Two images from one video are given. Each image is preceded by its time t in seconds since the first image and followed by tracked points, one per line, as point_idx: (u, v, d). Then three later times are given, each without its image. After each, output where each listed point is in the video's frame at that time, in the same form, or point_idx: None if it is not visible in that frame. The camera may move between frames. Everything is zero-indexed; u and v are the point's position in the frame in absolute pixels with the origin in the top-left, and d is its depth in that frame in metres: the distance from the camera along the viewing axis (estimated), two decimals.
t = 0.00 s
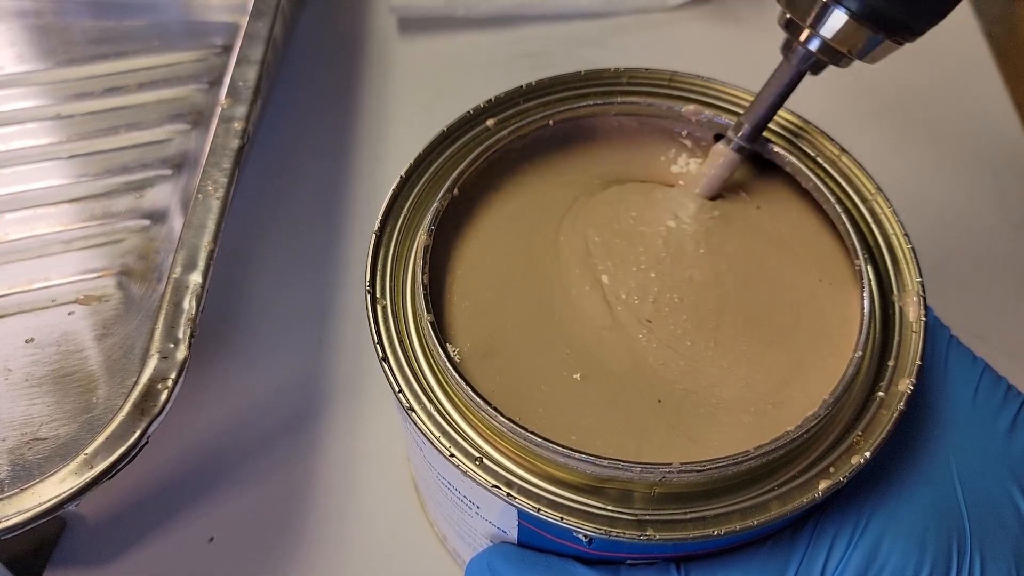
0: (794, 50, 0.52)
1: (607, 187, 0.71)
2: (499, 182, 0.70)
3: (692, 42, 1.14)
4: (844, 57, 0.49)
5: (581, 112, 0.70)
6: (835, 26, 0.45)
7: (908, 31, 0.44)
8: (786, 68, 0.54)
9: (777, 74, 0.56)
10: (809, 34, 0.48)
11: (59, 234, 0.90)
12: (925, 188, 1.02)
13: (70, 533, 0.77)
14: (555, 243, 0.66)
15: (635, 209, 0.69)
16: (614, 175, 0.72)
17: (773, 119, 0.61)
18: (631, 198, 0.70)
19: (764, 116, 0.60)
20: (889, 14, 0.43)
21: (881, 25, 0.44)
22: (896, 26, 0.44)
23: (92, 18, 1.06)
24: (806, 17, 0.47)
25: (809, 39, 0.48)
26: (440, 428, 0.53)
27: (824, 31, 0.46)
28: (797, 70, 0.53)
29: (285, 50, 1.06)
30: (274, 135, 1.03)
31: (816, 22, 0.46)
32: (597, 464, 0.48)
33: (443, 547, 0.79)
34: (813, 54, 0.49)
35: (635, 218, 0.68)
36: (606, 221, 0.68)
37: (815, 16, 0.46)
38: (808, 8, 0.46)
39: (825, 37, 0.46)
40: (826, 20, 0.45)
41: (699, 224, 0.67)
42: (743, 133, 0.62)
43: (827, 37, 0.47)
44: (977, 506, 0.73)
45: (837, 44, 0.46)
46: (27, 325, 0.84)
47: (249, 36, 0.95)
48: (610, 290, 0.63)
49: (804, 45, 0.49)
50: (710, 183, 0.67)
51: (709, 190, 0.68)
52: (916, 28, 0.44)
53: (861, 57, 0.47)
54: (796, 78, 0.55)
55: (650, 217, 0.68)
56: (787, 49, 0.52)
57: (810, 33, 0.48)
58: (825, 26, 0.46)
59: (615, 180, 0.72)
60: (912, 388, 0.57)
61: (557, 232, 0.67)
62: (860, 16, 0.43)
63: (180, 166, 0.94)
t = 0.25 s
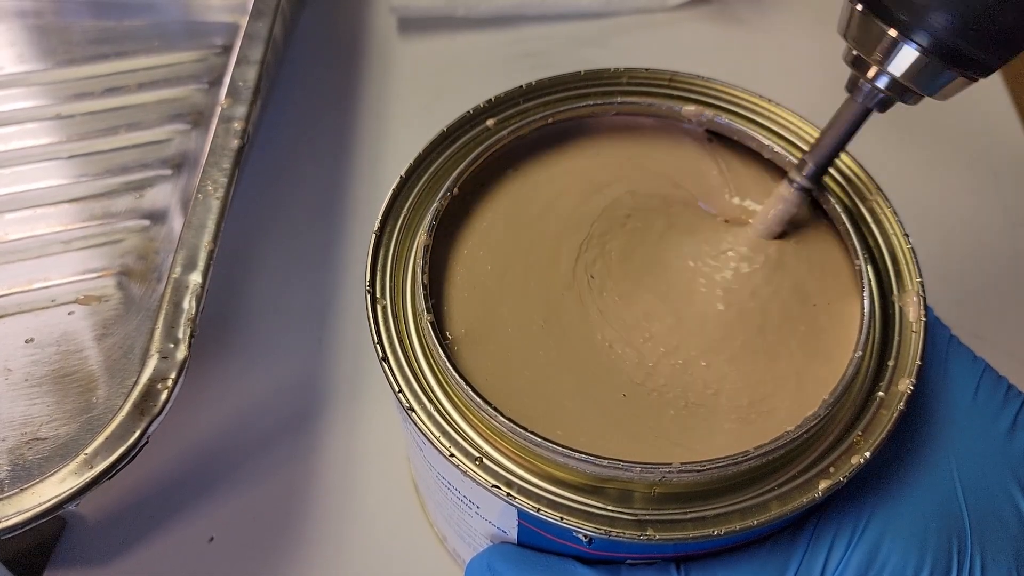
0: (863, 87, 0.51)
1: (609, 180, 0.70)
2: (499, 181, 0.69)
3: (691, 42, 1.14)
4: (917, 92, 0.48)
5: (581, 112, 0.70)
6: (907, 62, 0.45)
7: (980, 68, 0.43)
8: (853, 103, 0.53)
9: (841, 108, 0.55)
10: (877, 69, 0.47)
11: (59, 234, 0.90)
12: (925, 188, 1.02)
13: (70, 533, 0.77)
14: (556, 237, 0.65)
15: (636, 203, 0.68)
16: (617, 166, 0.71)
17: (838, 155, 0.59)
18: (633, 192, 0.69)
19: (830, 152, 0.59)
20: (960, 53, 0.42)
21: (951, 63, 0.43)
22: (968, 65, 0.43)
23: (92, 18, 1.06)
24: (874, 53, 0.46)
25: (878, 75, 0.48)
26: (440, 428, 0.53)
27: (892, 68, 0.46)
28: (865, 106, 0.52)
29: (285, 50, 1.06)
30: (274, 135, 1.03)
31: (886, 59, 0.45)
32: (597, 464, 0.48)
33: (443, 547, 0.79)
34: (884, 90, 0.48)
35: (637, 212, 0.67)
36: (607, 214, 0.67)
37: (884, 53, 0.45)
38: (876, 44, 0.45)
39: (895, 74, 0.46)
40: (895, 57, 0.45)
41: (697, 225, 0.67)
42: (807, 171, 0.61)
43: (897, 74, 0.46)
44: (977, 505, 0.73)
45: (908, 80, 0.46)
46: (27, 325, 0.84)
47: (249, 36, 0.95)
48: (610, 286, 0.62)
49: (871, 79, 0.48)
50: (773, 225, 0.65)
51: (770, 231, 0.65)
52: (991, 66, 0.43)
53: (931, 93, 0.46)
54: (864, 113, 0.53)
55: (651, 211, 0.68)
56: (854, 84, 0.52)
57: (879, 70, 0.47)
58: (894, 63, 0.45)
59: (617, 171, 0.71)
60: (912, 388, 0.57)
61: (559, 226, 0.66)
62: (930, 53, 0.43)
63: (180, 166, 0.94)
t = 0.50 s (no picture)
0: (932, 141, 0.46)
1: (610, 177, 0.70)
2: (499, 179, 0.69)
3: (691, 42, 1.14)
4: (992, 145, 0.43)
5: (581, 112, 0.70)
6: (977, 107, 0.41)
7: None
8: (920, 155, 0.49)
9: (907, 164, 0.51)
10: (944, 117, 0.43)
11: (59, 234, 0.90)
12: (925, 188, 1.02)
13: (70, 532, 0.77)
14: (557, 237, 0.66)
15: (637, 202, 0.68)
16: (618, 162, 0.71)
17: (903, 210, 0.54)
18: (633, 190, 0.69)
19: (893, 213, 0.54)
20: None
21: None
22: None
23: (93, 18, 1.06)
24: (940, 99, 0.42)
25: (946, 126, 0.44)
26: (441, 428, 0.53)
27: (961, 115, 0.42)
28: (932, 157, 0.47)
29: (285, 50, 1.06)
30: (274, 135, 1.03)
31: (955, 104, 0.42)
32: (597, 464, 0.48)
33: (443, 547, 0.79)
34: (953, 143, 0.44)
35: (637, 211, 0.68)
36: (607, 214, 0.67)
37: (953, 97, 0.42)
38: (942, 89, 0.42)
39: (965, 121, 0.42)
40: (964, 102, 0.41)
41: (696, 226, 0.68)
42: (870, 227, 0.55)
43: (968, 121, 0.42)
44: (977, 505, 0.73)
45: (980, 128, 0.42)
46: (27, 325, 0.84)
47: (249, 36, 0.95)
48: (611, 286, 0.62)
49: (940, 131, 0.44)
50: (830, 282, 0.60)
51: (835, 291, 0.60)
52: None
53: (1005, 142, 0.42)
54: (933, 162, 0.49)
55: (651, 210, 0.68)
56: (919, 134, 0.47)
57: (947, 118, 0.43)
58: (963, 109, 0.41)
59: (619, 168, 0.70)
60: (912, 388, 0.57)
61: (559, 225, 0.66)
62: (1004, 96, 0.39)
63: (180, 166, 0.94)
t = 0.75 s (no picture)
0: (913, 141, 0.47)
1: (611, 177, 0.70)
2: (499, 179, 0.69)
3: (691, 42, 1.14)
4: (974, 143, 0.44)
5: (581, 112, 0.70)
6: (958, 110, 0.41)
7: None
8: (903, 158, 0.49)
9: (891, 166, 0.51)
10: (927, 119, 0.44)
11: (59, 234, 0.90)
12: (925, 188, 1.02)
13: (69, 532, 0.77)
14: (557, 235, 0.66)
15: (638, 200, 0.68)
16: (619, 160, 0.71)
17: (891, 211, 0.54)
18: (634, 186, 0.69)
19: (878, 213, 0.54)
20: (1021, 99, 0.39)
21: (1010, 110, 0.40)
22: None
23: (93, 18, 1.06)
24: (923, 102, 0.43)
25: (928, 127, 0.44)
26: (440, 428, 0.53)
27: (944, 117, 0.42)
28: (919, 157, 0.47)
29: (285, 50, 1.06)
30: (274, 135, 1.03)
31: (937, 107, 0.42)
32: (597, 463, 0.48)
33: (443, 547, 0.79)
34: (935, 142, 0.45)
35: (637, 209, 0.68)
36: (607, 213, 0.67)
37: (935, 100, 0.42)
38: (924, 92, 0.43)
39: (947, 122, 0.42)
40: (946, 104, 0.42)
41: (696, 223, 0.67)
42: (858, 228, 0.55)
43: (949, 123, 0.43)
44: (978, 506, 0.73)
45: (961, 129, 0.42)
46: (27, 324, 0.84)
47: (249, 36, 0.95)
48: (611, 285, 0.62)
49: (923, 133, 0.45)
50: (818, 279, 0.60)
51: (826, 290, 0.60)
52: None
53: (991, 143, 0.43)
54: (919, 163, 0.49)
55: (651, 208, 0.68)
56: (906, 135, 0.47)
57: (929, 120, 0.44)
58: (946, 110, 0.42)
59: (618, 166, 0.70)
60: (912, 388, 0.57)
61: (560, 224, 0.66)
62: (985, 100, 0.40)
63: (180, 166, 0.94)
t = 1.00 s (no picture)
0: (859, 61, 0.49)
1: (612, 176, 0.69)
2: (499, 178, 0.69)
3: (691, 42, 1.14)
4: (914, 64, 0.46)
5: (581, 111, 0.70)
6: (899, 31, 0.43)
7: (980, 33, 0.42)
8: (850, 78, 0.52)
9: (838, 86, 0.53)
10: (871, 41, 0.46)
11: (59, 233, 0.90)
12: (925, 188, 1.02)
13: (70, 532, 0.77)
14: (559, 233, 0.65)
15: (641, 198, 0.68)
16: (619, 158, 0.70)
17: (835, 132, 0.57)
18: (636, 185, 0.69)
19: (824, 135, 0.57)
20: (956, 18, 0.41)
21: (948, 30, 0.42)
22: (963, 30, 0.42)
23: (92, 18, 1.06)
24: (868, 25, 0.45)
25: (873, 47, 0.46)
26: (441, 427, 0.53)
27: (887, 38, 0.44)
28: (863, 78, 0.50)
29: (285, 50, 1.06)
30: (274, 134, 1.03)
31: (880, 29, 0.44)
32: (597, 463, 0.48)
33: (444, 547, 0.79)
34: (878, 62, 0.47)
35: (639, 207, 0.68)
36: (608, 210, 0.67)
37: (879, 23, 0.44)
38: (869, 16, 0.44)
39: (890, 44, 0.44)
40: (890, 26, 0.43)
41: (697, 223, 0.67)
42: (807, 147, 0.58)
43: (892, 44, 0.44)
44: (978, 505, 0.73)
45: (903, 50, 0.44)
46: (27, 324, 0.84)
47: (249, 36, 0.95)
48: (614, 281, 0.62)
49: (868, 54, 0.47)
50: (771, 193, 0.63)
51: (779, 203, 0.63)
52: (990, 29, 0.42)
53: (930, 61, 0.45)
54: (863, 84, 0.51)
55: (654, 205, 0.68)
56: (854, 55, 0.49)
57: (874, 41, 0.46)
58: (889, 32, 0.44)
59: (619, 165, 0.70)
60: (912, 387, 0.57)
61: (562, 222, 0.66)
62: (925, 21, 0.42)
63: (180, 165, 0.94)
